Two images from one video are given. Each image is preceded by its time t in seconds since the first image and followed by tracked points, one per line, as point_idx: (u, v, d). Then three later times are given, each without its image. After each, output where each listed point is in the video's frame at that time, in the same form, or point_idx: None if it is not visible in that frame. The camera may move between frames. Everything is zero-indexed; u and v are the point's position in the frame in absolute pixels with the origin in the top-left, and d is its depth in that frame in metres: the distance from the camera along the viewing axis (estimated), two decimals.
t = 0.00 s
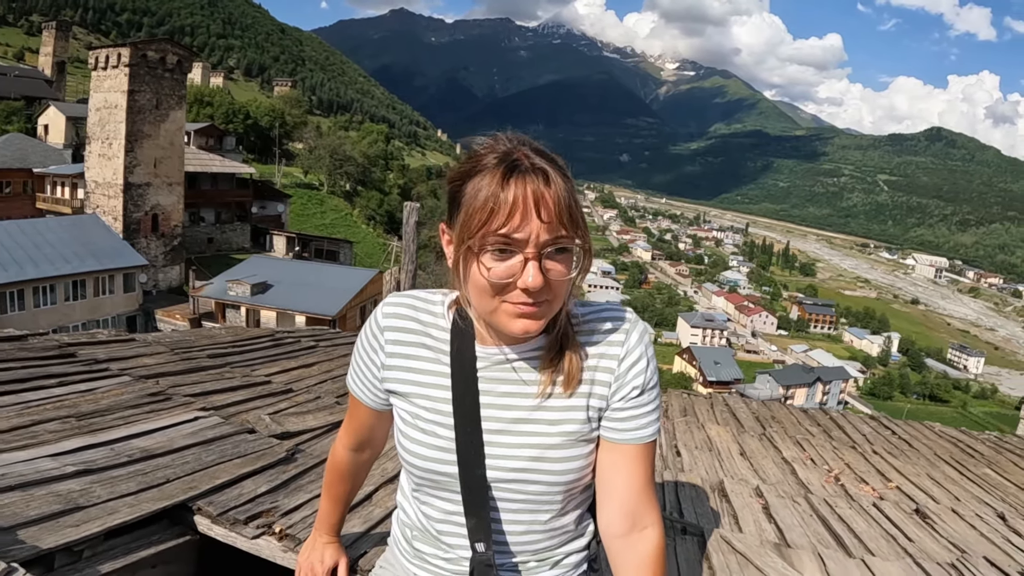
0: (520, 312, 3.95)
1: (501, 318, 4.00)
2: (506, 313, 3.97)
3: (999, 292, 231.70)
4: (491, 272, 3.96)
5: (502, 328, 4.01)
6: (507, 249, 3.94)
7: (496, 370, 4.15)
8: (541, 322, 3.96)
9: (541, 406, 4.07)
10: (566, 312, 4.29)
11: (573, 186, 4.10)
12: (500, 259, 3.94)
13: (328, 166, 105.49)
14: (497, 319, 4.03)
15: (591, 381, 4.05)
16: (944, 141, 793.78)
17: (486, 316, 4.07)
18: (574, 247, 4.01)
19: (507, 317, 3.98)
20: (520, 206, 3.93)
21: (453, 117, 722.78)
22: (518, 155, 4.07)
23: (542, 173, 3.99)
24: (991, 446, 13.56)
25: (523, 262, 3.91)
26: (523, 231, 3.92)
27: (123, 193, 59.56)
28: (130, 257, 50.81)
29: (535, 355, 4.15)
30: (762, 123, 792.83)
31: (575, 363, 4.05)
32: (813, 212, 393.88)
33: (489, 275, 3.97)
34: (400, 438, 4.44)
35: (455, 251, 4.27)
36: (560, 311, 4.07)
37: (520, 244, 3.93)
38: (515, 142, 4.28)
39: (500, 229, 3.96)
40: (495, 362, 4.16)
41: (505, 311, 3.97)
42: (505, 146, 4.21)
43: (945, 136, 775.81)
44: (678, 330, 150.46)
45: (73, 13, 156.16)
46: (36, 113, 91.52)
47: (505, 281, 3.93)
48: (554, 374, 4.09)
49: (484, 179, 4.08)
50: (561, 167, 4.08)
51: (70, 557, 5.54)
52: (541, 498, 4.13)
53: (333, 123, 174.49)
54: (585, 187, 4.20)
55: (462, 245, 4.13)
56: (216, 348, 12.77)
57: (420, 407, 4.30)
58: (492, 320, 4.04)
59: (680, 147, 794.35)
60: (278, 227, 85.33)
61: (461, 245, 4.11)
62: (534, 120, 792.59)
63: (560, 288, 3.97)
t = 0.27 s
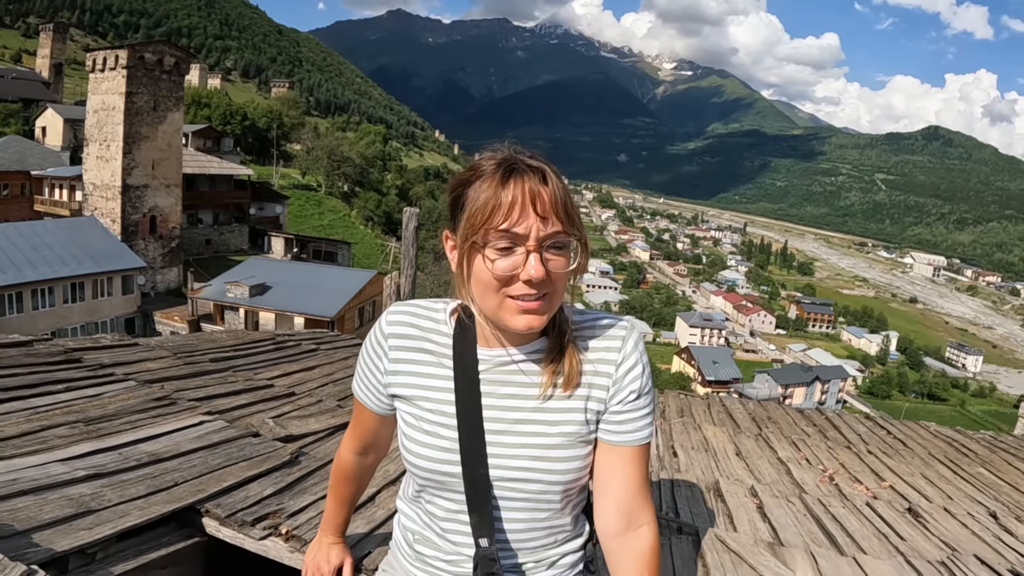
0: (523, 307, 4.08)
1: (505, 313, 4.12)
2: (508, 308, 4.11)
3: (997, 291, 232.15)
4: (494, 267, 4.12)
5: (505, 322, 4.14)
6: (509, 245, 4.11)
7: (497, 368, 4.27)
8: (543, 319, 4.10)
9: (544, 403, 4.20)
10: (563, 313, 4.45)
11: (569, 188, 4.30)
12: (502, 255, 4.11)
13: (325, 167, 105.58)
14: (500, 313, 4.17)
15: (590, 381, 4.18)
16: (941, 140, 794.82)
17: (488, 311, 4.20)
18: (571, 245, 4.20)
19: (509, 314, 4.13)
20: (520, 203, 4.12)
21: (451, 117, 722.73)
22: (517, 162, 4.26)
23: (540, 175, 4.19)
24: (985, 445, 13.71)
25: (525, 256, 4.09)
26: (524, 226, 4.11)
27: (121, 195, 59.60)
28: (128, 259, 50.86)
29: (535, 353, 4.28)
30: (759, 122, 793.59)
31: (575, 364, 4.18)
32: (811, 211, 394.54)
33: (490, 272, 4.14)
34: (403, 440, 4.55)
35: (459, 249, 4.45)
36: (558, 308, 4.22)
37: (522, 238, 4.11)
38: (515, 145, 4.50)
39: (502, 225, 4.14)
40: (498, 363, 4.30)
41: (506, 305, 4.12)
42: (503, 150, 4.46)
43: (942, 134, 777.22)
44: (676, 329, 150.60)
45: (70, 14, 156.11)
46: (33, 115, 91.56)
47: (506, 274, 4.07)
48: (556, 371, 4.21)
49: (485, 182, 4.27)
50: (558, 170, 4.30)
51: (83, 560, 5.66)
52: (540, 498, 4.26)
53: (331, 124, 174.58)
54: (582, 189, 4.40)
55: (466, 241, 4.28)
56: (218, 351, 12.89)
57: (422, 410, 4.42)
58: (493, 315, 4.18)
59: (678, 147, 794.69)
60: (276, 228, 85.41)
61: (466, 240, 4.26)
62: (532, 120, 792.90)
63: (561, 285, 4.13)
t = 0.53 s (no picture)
0: (535, 304, 4.18)
1: (518, 311, 4.22)
2: (522, 306, 4.21)
3: (998, 287, 231.99)
4: (511, 264, 4.21)
5: (517, 321, 4.24)
6: (523, 242, 4.22)
7: (502, 365, 4.38)
8: (553, 318, 4.22)
9: (551, 394, 4.32)
10: (568, 317, 4.60)
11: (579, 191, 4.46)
12: (518, 250, 4.20)
13: (325, 168, 105.68)
14: (511, 312, 4.27)
15: (590, 376, 4.30)
16: (941, 136, 794.26)
17: (503, 307, 4.28)
18: (578, 247, 4.32)
19: (521, 313, 4.23)
20: (535, 203, 4.25)
21: (450, 118, 722.84)
22: (528, 166, 4.40)
23: (550, 176, 4.33)
24: (983, 443, 13.81)
25: (540, 256, 4.19)
26: (537, 226, 4.22)
27: (121, 198, 59.74)
28: (129, 262, 50.98)
29: (542, 352, 4.42)
30: (759, 120, 793.54)
31: (577, 361, 4.33)
32: (811, 209, 394.52)
33: (503, 268, 4.23)
34: (409, 442, 4.64)
35: (471, 248, 4.51)
36: (567, 306, 4.34)
37: (535, 241, 4.21)
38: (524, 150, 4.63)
39: (514, 225, 4.23)
40: (503, 361, 4.39)
41: (522, 301, 4.21)
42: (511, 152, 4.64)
43: (942, 131, 777.01)
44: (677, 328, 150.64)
45: (68, 18, 156.14)
46: (33, 118, 91.70)
47: (523, 273, 4.17)
48: (564, 365, 4.33)
49: (497, 184, 4.37)
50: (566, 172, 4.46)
51: (96, 562, 5.77)
52: (540, 496, 4.36)
53: (330, 125, 174.78)
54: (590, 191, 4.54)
55: (479, 241, 4.38)
56: (223, 356, 13.00)
57: (426, 411, 4.53)
58: (509, 311, 4.26)
59: (677, 146, 794.31)
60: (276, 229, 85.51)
61: (478, 241, 4.37)
62: (531, 120, 792.86)
63: (571, 288, 4.26)
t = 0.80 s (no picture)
0: (550, 311, 4.22)
1: (535, 313, 4.25)
2: (538, 311, 4.24)
3: (1000, 284, 231.70)
4: (532, 270, 4.22)
5: (530, 327, 4.28)
6: (539, 248, 4.23)
7: (502, 367, 4.41)
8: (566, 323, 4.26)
9: (550, 390, 4.36)
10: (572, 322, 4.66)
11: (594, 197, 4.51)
12: (535, 255, 4.23)
13: (326, 171, 105.87)
14: (525, 319, 4.30)
15: (587, 376, 4.35)
16: (941, 134, 793.70)
17: (517, 313, 4.30)
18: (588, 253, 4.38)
19: (537, 317, 4.27)
20: (552, 210, 4.28)
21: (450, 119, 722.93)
22: (544, 171, 4.42)
23: (566, 181, 4.37)
24: (983, 442, 13.84)
25: (556, 263, 4.25)
26: (554, 233, 4.26)
27: (122, 203, 59.86)
28: (131, 266, 51.09)
29: (550, 357, 4.45)
30: (759, 119, 793.58)
31: (580, 365, 4.38)
32: (812, 208, 394.30)
33: (519, 272, 4.25)
34: (409, 446, 4.67)
35: (483, 252, 4.51)
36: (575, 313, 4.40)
37: (553, 247, 4.24)
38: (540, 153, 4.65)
39: (531, 231, 4.24)
40: (503, 364, 4.43)
41: (540, 307, 4.23)
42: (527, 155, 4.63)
43: (942, 129, 776.76)
44: (679, 328, 150.62)
45: (68, 22, 156.35)
46: (34, 123, 91.86)
47: (542, 278, 4.20)
48: (567, 365, 4.38)
49: (515, 186, 4.38)
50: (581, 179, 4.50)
51: (100, 568, 5.83)
52: (539, 496, 4.39)
53: (331, 128, 175.09)
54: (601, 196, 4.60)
55: (494, 244, 4.37)
56: (224, 361, 13.05)
57: (425, 415, 4.56)
58: (523, 316, 4.29)
59: (678, 146, 794.19)
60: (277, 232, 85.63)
61: (494, 245, 4.34)
62: (531, 121, 792.89)
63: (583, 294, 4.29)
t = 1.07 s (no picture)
0: (559, 321, 4.15)
1: (544, 327, 4.17)
2: (548, 322, 4.15)
3: (1003, 282, 231.31)
4: (547, 282, 4.13)
5: (539, 337, 4.19)
6: (551, 255, 4.15)
7: (506, 373, 4.31)
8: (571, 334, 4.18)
9: (555, 397, 4.26)
10: (578, 331, 4.57)
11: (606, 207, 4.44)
12: (546, 263, 4.13)
13: (328, 173, 105.97)
14: (533, 329, 4.20)
15: (591, 381, 4.27)
16: (943, 133, 792.79)
17: (526, 323, 4.18)
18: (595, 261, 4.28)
19: (546, 328, 4.18)
20: (565, 213, 4.20)
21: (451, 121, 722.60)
22: (559, 177, 4.31)
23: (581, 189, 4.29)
24: (990, 442, 13.72)
25: (570, 272, 4.15)
26: (568, 240, 4.17)
27: (125, 206, 59.89)
28: (134, 269, 51.16)
29: (553, 366, 4.36)
30: (760, 119, 793.09)
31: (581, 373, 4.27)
32: (814, 207, 393.68)
33: (531, 280, 4.15)
34: (409, 456, 4.55)
35: (495, 255, 4.33)
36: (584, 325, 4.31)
37: (566, 256, 4.15)
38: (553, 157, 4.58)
39: (544, 237, 4.16)
40: (506, 369, 4.33)
41: (547, 318, 4.16)
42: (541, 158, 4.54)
43: (944, 128, 775.95)
44: (682, 328, 150.45)
45: (69, 26, 156.57)
46: (36, 127, 91.93)
47: (553, 287, 4.11)
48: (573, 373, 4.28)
49: (528, 190, 4.26)
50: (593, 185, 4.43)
51: None
52: (541, 505, 4.28)
53: (332, 130, 175.22)
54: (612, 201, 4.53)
55: (506, 252, 4.25)
56: (224, 364, 12.98)
57: (425, 418, 4.47)
58: (530, 328, 4.19)
59: (679, 146, 793.59)
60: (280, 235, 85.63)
61: (506, 250, 4.25)
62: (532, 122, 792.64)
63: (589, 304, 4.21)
